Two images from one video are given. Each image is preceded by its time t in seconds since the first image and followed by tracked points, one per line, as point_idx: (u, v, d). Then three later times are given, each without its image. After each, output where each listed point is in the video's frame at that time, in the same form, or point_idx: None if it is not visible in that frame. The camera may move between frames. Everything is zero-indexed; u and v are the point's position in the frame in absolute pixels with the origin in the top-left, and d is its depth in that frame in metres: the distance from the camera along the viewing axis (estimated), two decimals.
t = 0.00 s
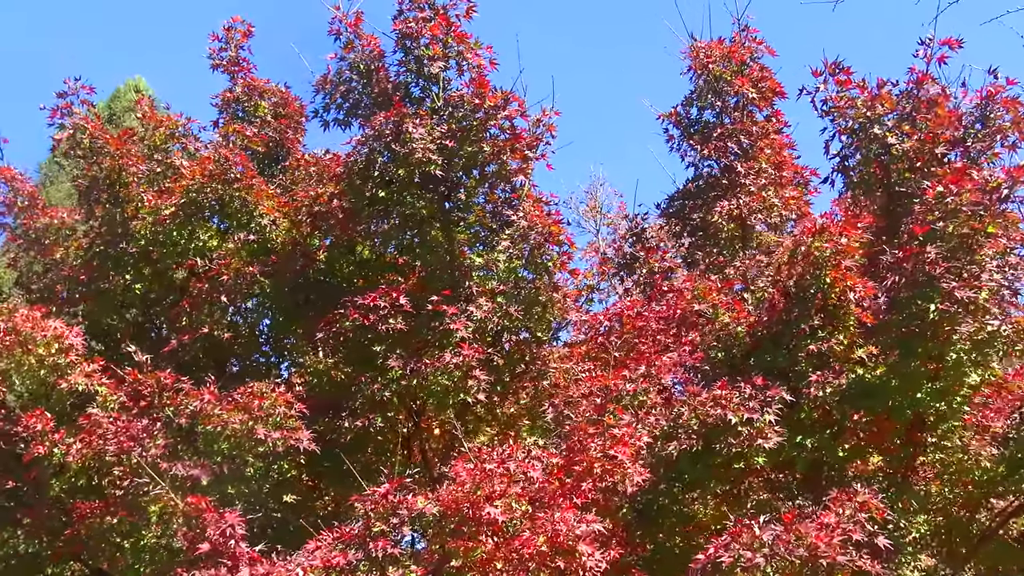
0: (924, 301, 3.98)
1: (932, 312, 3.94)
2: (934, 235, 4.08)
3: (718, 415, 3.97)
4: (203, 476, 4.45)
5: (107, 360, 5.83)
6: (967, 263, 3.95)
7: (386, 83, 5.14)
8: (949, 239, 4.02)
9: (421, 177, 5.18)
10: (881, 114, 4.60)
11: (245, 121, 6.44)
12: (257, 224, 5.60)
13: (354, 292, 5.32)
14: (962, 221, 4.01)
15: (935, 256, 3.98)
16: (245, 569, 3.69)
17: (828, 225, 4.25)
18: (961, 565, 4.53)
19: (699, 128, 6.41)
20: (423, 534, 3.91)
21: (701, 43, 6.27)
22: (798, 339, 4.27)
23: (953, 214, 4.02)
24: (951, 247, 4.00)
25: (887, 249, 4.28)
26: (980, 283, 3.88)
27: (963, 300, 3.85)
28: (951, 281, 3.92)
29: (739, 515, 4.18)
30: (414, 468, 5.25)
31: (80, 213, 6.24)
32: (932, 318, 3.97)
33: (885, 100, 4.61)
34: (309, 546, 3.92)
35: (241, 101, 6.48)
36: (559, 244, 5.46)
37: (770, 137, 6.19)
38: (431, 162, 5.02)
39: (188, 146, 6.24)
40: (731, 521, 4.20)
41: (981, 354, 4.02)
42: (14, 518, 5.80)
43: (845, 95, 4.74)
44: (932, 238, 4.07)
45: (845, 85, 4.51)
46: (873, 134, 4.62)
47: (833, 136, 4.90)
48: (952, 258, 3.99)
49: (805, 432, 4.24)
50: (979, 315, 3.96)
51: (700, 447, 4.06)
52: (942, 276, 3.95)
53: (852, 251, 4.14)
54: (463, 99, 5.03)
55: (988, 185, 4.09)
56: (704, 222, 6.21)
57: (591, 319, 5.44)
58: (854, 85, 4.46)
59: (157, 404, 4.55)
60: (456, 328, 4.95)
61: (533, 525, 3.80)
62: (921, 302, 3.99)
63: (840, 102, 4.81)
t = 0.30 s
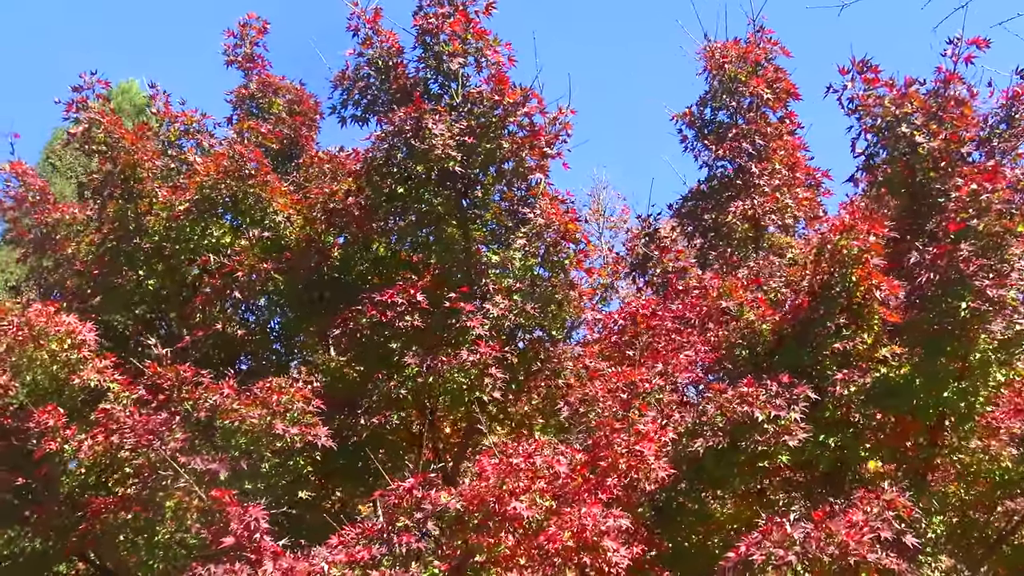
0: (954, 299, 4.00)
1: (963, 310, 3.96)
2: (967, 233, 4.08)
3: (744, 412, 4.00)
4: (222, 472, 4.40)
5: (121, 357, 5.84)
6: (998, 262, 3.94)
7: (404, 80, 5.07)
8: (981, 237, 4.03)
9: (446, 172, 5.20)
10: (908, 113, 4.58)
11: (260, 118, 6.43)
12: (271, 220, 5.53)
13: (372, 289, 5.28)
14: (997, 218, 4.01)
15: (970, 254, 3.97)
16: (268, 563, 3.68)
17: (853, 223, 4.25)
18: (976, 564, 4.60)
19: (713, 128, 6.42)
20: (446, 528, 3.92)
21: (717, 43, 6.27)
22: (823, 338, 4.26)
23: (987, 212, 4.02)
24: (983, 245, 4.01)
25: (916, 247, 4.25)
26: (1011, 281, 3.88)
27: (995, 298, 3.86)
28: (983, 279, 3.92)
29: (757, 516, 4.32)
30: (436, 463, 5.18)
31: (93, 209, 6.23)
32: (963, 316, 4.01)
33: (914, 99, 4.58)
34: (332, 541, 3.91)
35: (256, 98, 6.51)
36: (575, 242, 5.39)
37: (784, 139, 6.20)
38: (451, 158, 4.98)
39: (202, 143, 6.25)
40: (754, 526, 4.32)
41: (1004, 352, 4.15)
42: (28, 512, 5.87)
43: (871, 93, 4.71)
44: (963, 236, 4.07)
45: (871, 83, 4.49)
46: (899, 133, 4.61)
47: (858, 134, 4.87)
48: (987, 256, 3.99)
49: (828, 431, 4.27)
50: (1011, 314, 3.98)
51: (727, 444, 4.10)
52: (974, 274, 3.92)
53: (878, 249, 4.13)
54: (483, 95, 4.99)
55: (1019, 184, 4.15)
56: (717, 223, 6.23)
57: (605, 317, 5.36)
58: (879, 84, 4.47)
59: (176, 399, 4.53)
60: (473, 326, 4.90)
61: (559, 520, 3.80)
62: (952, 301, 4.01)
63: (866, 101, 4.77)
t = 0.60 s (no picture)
0: (977, 295, 4.04)
1: (987, 305, 4.00)
2: (995, 230, 4.08)
3: (767, 406, 4.05)
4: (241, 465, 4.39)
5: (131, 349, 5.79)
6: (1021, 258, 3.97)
7: (424, 72, 5.05)
8: (1007, 233, 4.04)
9: (468, 163, 5.14)
10: (930, 111, 4.60)
11: (272, 109, 6.40)
12: (285, 212, 5.53)
13: (389, 282, 5.21)
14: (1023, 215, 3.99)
15: (995, 250, 3.99)
16: (295, 555, 3.70)
17: (877, 218, 4.26)
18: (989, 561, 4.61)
19: (725, 124, 6.45)
20: (470, 520, 3.90)
21: (731, 40, 6.29)
22: (843, 333, 4.39)
23: (1015, 209, 4.00)
24: (1009, 241, 4.02)
25: (938, 245, 4.30)
26: None
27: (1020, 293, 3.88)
28: (1008, 275, 3.93)
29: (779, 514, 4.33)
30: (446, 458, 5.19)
31: (102, 199, 6.19)
32: (987, 312, 4.03)
33: (936, 97, 4.62)
34: (357, 533, 3.92)
35: (267, 89, 6.47)
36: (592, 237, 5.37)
37: (797, 136, 6.23)
38: (473, 152, 4.95)
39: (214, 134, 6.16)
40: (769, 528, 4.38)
41: None
42: (40, 503, 5.95)
43: (892, 90, 4.73)
44: (988, 233, 4.09)
45: (894, 80, 4.52)
46: (920, 130, 4.63)
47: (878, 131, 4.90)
48: (1011, 252, 4.01)
49: (846, 426, 4.38)
50: None
51: (749, 437, 4.16)
52: (1001, 270, 3.95)
53: (901, 246, 4.15)
54: (503, 89, 4.98)
55: None
56: (729, 220, 6.28)
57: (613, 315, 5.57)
58: (903, 81, 4.51)
59: (195, 390, 4.51)
60: (490, 319, 4.89)
61: (584, 513, 3.83)
62: (976, 296, 4.04)
63: (886, 98, 4.79)
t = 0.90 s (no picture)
0: (997, 289, 4.02)
1: (1006, 299, 3.97)
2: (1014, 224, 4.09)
3: (786, 398, 4.10)
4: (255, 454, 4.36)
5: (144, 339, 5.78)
6: None
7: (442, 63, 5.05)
8: None
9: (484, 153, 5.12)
10: (949, 105, 4.61)
11: (285, 99, 6.38)
12: (301, 203, 5.56)
13: (405, 273, 5.22)
14: None
15: (1016, 243, 3.98)
16: (318, 545, 3.71)
17: (896, 212, 4.30)
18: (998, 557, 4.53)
19: (739, 117, 6.46)
20: (488, 508, 3.96)
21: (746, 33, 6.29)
22: (860, 325, 4.43)
23: None
24: None
25: (958, 239, 4.31)
26: None
27: None
28: None
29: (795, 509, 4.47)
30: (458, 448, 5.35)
31: (116, 188, 6.18)
32: (1005, 306, 4.00)
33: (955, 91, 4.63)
34: (378, 524, 3.94)
35: (281, 79, 6.45)
36: (608, 229, 5.34)
37: (810, 131, 6.25)
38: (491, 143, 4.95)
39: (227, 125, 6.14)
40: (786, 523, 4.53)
41: None
42: (50, 493, 6.00)
43: (912, 83, 4.74)
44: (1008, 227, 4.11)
45: (913, 74, 4.55)
46: (939, 123, 4.64)
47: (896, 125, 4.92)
48: None
49: (863, 420, 4.40)
50: None
51: (768, 429, 4.22)
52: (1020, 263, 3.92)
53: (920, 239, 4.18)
54: (522, 80, 4.97)
55: None
56: (740, 214, 6.29)
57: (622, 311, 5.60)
58: (922, 75, 4.52)
59: (213, 379, 4.52)
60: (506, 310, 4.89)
61: (606, 503, 3.85)
62: (995, 290, 4.02)
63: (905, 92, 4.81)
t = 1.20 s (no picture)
0: (1020, 283, 4.06)
1: None
2: None
3: (807, 390, 4.15)
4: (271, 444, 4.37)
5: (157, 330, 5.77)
6: None
7: (459, 53, 5.03)
8: None
9: (502, 145, 5.11)
10: (970, 100, 4.60)
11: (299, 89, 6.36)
12: (316, 193, 5.54)
13: (422, 264, 5.21)
14: None
15: None
16: (338, 535, 3.71)
17: (917, 207, 4.32)
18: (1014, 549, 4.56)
19: (753, 111, 6.45)
20: (510, 500, 3.93)
21: (761, 27, 6.28)
22: (879, 319, 4.44)
23: None
24: None
25: (979, 233, 4.31)
26: None
27: None
28: None
29: (813, 503, 4.51)
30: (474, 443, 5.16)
31: (128, 177, 6.16)
32: None
33: (977, 85, 4.61)
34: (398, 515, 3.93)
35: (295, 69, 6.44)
36: (624, 222, 5.37)
37: (824, 125, 6.25)
38: (510, 135, 4.94)
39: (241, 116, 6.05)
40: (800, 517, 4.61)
41: None
42: (60, 482, 5.97)
43: (932, 78, 4.73)
44: None
45: (934, 68, 4.54)
46: (960, 118, 4.63)
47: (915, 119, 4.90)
48: None
49: (879, 413, 4.39)
50: None
51: (789, 420, 4.28)
52: None
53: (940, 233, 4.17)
54: (540, 71, 4.96)
55: None
56: (754, 207, 6.29)
57: (633, 303, 5.56)
58: (943, 69, 4.51)
59: (230, 369, 4.51)
60: (522, 302, 4.88)
61: (626, 495, 3.86)
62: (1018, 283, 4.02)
63: (926, 86, 4.78)
